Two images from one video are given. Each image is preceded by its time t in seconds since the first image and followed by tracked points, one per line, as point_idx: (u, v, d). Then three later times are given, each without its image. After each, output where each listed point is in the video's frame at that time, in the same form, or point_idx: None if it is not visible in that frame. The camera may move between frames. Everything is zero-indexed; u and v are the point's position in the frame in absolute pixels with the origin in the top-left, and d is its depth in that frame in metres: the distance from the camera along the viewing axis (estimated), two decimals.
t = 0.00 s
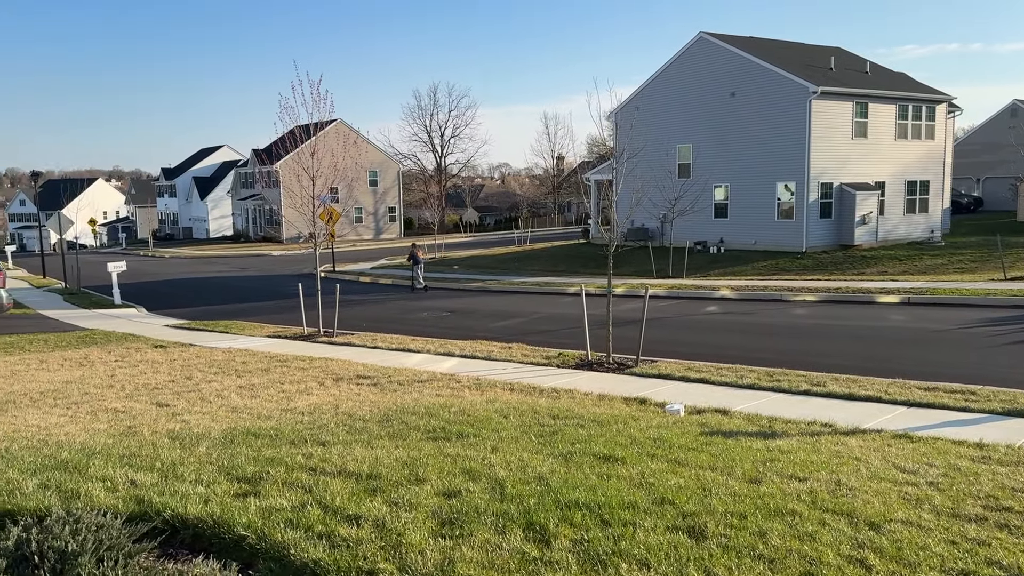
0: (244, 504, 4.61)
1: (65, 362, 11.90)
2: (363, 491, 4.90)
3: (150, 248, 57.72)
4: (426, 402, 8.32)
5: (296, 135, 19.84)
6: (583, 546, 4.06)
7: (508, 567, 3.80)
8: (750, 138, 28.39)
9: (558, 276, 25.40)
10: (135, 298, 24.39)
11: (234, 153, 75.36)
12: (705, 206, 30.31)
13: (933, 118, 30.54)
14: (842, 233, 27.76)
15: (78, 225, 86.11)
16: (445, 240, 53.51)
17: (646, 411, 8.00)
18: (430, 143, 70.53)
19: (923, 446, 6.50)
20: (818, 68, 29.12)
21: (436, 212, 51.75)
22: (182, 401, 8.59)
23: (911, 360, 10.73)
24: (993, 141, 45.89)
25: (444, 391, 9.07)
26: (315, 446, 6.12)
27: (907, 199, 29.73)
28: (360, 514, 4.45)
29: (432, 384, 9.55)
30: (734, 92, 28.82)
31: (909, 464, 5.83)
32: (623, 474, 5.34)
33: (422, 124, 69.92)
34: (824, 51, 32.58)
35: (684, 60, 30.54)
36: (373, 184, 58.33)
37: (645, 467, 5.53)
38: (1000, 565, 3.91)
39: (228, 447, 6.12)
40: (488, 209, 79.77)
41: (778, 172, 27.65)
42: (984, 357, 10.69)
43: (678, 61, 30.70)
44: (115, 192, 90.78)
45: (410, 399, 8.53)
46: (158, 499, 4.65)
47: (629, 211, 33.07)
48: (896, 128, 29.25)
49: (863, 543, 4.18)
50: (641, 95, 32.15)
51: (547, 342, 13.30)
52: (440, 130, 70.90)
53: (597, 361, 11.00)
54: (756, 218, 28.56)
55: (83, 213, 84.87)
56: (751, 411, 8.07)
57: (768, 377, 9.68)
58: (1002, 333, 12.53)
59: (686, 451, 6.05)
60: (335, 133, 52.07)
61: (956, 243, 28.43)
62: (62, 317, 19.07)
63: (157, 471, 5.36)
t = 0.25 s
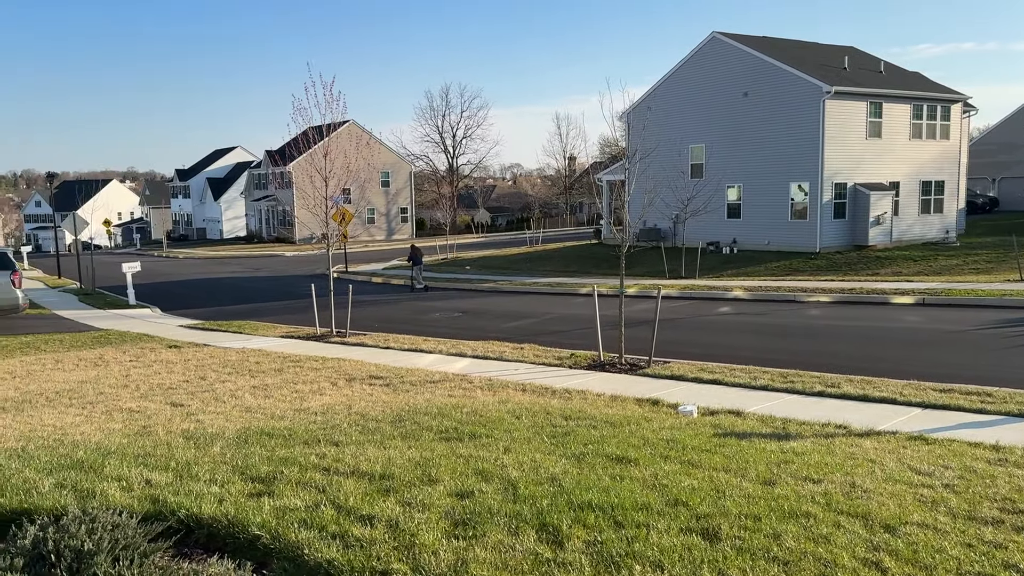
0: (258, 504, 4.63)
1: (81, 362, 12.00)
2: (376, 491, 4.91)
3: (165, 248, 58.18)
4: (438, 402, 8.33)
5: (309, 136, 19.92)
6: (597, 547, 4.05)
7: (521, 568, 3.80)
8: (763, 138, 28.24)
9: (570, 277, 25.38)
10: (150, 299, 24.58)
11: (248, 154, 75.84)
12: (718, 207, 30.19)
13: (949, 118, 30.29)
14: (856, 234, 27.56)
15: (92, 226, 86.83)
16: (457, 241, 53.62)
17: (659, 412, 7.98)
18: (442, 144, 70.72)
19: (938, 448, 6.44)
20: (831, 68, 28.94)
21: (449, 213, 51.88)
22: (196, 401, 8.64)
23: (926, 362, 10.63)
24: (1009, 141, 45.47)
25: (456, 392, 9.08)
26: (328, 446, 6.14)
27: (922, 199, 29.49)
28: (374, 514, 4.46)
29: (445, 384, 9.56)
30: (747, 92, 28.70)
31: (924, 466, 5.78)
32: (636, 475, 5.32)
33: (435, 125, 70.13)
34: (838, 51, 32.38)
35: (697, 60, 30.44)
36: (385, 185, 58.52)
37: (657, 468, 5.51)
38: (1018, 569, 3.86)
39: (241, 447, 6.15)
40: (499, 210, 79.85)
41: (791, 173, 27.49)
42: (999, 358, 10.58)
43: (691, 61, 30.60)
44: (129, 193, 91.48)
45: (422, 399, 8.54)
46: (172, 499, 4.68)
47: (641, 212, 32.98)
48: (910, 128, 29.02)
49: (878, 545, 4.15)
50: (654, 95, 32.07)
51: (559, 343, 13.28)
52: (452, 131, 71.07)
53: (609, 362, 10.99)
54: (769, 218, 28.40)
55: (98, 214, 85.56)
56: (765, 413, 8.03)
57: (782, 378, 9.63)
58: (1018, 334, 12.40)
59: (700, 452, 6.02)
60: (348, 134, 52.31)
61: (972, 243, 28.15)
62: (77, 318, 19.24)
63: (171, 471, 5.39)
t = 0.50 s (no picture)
0: (271, 503, 4.65)
1: (94, 362, 12.09)
2: (388, 491, 4.92)
3: (177, 249, 58.54)
4: (449, 402, 8.34)
5: (320, 138, 19.99)
6: (609, 547, 4.04)
7: (533, 568, 3.79)
8: (775, 137, 28.11)
9: (580, 277, 25.36)
10: (162, 299, 24.74)
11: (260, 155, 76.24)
12: (730, 207, 30.06)
13: (962, 117, 30.06)
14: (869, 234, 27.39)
15: (105, 226, 87.49)
16: (468, 241, 53.69)
17: (671, 413, 7.95)
18: (452, 145, 70.85)
19: (953, 449, 6.39)
20: (844, 67, 28.78)
21: (459, 213, 51.96)
22: (209, 401, 8.68)
23: (940, 362, 10.55)
24: None
25: (467, 392, 9.09)
26: (340, 446, 6.16)
27: (935, 199, 29.28)
28: (386, 514, 4.47)
29: (456, 385, 9.57)
30: (759, 92, 28.57)
31: (938, 468, 5.73)
32: (648, 476, 5.30)
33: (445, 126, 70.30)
34: (851, 50, 32.19)
35: (708, 60, 30.34)
36: (396, 186, 58.68)
37: (669, 469, 5.50)
38: None
39: (254, 447, 6.18)
40: (510, 210, 79.89)
41: (804, 172, 27.35)
42: (1014, 359, 10.49)
43: (703, 60, 30.50)
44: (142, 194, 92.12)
45: (433, 400, 8.56)
46: (186, 498, 4.70)
47: (652, 212, 32.89)
48: (924, 127, 28.82)
49: (892, 547, 4.12)
50: (665, 95, 31.98)
51: (570, 343, 13.27)
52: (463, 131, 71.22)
53: (620, 363, 10.96)
54: (781, 218, 28.26)
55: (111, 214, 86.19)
56: (777, 414, 7.99)
57: (795, 379, 9.58)
58: None
59: (712, 453, 6.00)
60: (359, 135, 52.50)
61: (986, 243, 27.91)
62: (91, 318, 19.39)
63: (185, 470, 5.42)
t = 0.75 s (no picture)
0: (282, 503, 4.66)
1: (107, 362, 12.17)
2: (399, 491, 4.93)
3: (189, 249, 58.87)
4: (459, 403, 8.33)
5: (331, 138, 20.04)
6: (620, 548, 4.02)
7: (544, 569, 3.79)
8: (786, 136, 27.96)
9: (591, 277, 25.32)
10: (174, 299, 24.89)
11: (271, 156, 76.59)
12: (741, 206, 29.93)
13: (976, 116, 29.83)
14: (881, 234, 27.21)
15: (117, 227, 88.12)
16: (478, 241, 53.74)
17: (682, 413, 7.92)
18: (462, 145, 70.96)
19: (967, 450, 6.33)
20: (856, 66, 28.61)
21: (469, 213, 52.01)
22: (220, 401, 8.73)
23: (953, 363, 10.47)
24: None
25: (478, 392, 9.10)
26: (351, 446, 6.17)
27: (948, 198, 29.06)
28: (397, 514, 4.47)
29: (467, 385, 9.57)
30: (771, 91, 28.42)
31: (952, 469, 5.68)
32: (659, 477, 5.28)
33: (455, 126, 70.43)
34: (863, 49, 32.00)
35: (718, 60, 30.25)
36: (406, 186, 58.80)
37: (680, 469, 5.48)
38: None
39: (266, 446, 6.20)
40: (520, 210, 79.91)
41: (816, 171, 27.20)
42: None
43: (714, 59, 30.37)
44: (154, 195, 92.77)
45: (444, 400, 8.56)
46: (197, 498, 4.71)
47: (663, 212, 32.80)
48: (936, 126, 28.61)
49: (905, 548, 4.08)
50: (675, 94, 31.87)
51: (580, 343, 13.25)
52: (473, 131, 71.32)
53: (631, 363, 10.93)
54: (793, 218, 28.11)
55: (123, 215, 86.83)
56: (789, 414, 7.95)
57: (806, 379, 9.52)
58: None
59: (724, 454, 5.98)
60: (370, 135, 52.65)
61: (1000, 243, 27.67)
62: (104, 318, 19.52)
63: (196, 470, 5.44)
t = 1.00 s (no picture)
0: (292, 503, 4.67)
1: (118, 361, 12.24)
2: (409, 491, 4.93)
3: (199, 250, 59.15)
4: (469, 403, 8.34)
5: (341, 139, 20.07)
6: (630, 549, 4.01)
7: (554, 570, 3.78)
8: (797, 135, 27.83)
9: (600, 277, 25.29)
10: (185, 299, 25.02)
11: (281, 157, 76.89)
12: (751, 206, 29.81)
13: (988, 114, 29.60)
14: (893, 233, 27.03)
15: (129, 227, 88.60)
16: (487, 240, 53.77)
17: (692, 413, 7.89)
18: (472, 145, 71.03)
19: (980, 451, 6.28)
20: (867, 65, 28.44)
21: (479, 213, 52.05)
22: (231, 401, 8.76)
23: (966, 363, 10.38)
24: None
25: (488, 392, 9.10)
26: (361, 446, 6.17)
27: (960, 198, 28.84)
28: (407, 514, 4.47)
29: (476, 385, 9.57)
30: (781, 90, 28.29)
31: (965, 470, 5.63)
32: (669, 477, 5.27)
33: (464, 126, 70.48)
34: (874, 47, 31.81)
35: (729, 59, 30.14)
36: (416, 186, 58.90)
37: (691, 470, 5.46)
38: None
39: (276, 446, 6.22)
40: (529, 210, 79.86)
41: (827, 171, 27.06)
42: None
43: (724, 58, 30.25)
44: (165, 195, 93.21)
45: (454, 400, 8.57)
46: (208, 498, 4.73)
47: (672, 211, 32.70)
48: (948, 125, 28.41)
49: (917, 550, 4.05)
50: (685, 94, 31.76)
51: (589, 343, 13.22)
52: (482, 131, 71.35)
53: (641, 363, 10.90)
54: (803, 217, 27.98)
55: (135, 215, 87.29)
56: (801, 415, 7.91)
57: (818, 379, 9.47)
58: None
59: (735, 455, 5.95)
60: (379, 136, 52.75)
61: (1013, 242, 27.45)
62: (115, 318, 19.64)
63: (208, 469, 5.46)
